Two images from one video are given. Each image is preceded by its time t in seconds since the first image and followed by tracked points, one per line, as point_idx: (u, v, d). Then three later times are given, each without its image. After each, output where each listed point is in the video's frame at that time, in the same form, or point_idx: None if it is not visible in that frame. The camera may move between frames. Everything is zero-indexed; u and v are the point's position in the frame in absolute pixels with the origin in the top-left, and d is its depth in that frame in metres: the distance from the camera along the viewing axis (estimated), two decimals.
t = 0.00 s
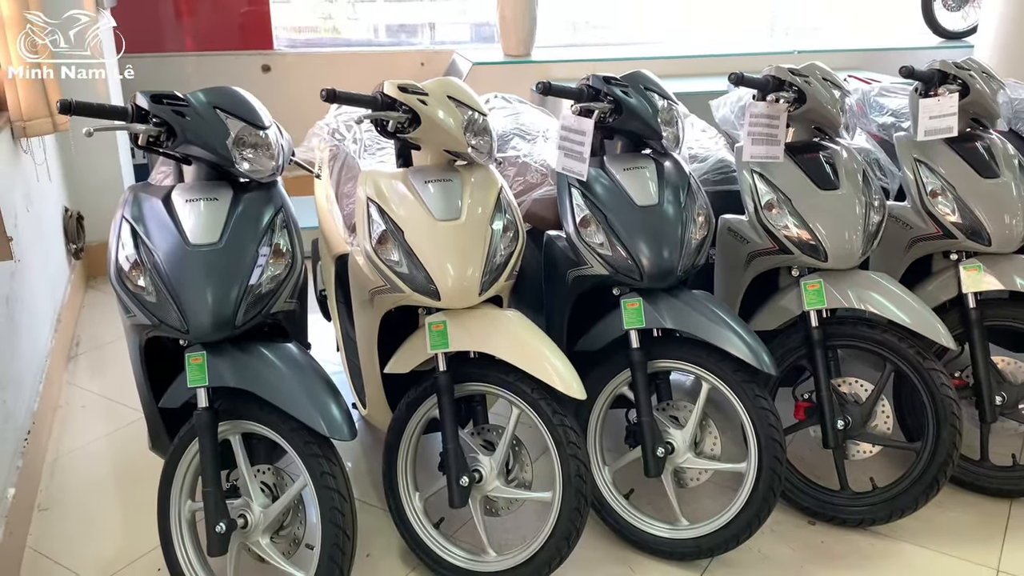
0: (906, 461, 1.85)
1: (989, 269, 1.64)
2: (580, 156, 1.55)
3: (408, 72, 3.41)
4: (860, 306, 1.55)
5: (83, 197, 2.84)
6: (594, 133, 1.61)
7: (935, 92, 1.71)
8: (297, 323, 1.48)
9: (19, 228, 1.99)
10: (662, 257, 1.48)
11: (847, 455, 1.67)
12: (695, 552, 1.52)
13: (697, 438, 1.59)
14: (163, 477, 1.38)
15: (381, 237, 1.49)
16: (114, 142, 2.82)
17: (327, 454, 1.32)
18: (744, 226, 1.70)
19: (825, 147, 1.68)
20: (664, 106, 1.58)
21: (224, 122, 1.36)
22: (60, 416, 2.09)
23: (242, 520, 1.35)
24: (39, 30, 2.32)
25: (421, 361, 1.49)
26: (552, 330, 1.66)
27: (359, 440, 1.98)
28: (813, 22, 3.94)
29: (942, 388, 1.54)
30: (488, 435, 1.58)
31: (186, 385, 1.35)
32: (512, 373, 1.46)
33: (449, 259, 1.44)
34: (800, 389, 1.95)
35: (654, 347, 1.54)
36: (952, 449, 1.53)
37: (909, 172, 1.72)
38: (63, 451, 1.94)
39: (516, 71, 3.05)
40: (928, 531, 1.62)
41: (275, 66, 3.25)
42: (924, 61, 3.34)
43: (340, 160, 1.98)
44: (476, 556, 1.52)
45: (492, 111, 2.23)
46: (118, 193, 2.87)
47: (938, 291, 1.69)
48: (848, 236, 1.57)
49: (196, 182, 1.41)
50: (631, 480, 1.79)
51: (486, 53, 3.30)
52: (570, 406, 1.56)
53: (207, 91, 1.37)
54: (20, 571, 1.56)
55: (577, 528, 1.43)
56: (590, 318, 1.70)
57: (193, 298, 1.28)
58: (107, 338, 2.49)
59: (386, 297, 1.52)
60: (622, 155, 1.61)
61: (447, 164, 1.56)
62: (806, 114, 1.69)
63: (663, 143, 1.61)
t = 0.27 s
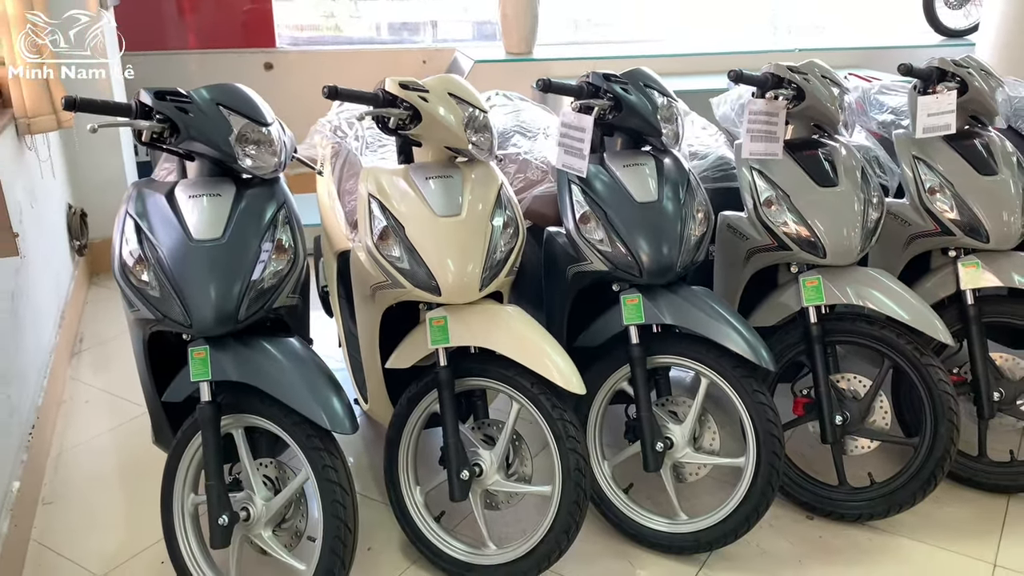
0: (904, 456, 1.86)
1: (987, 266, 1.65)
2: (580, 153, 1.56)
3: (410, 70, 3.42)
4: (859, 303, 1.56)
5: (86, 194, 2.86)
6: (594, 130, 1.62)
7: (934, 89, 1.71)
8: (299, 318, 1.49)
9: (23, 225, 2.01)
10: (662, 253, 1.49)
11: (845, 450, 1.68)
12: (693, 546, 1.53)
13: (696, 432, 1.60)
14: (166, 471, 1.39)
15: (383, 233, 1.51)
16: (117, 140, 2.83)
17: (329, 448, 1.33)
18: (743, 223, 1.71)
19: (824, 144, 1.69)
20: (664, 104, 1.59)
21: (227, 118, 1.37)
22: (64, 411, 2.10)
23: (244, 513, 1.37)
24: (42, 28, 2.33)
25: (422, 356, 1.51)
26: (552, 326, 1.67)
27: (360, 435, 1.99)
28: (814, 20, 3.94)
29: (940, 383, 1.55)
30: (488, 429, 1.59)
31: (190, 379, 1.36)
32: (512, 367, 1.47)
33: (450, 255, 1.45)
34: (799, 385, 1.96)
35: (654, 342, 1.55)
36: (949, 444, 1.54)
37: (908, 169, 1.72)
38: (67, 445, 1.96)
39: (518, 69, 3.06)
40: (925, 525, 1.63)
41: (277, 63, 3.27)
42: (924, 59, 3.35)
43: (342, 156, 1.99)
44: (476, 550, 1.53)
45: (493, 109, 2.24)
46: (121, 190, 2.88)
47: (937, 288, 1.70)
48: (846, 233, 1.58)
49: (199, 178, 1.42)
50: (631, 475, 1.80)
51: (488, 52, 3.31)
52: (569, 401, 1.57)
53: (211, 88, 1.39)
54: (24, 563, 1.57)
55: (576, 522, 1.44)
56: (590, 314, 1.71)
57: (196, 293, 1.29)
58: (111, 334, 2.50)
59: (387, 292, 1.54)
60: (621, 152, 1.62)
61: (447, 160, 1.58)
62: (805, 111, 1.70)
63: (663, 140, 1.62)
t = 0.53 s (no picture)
0: (909, 452, 1.86)
1: (993, 263, 1.65)
2: (586, 150, 1.57)
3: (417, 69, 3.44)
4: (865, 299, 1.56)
5: (97, 192, 2.88)
6: (600, 127, 1.63)
7: (939, 87, 1.71)
8: (308, 313, 1.50)
9: (35, 221, 2.03)
10: (668, 249, 1.50)
11: (851, 446, 1.69)
12: (699, 540, 1.54)
13: (701, 428, 1.60)
14: (176, 463, 1.41)
15: (390, 229, 1.52)
16: (127, 138, 2.85)
17: (337, 441, 1.35)
18: (749, 219, 1.71)
19: (830, 141, 1.69)
20: (669, 101, 1.60)
21: (237, 115, 1.39)
22: (75, 406, 2.12)
23: (253, 505, 1.38)
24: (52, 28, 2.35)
25: (429, 351, 1.52)
26: (558, 321, 1.69)
27: (368, 430, 2.01)
28: (822, 18, 3.94)
29: (945, 379, 1.55)
30: (495, 424, 1.61)
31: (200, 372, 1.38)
32: (518, 362, 1.49)
33: (457, 251, 1.46)
34: (805, 381, 1.96)
35: (659, 338, 1.56)
36: (954, 440, 1.54)
37: (913, 166, 1.73)
38: (78, 440, 1.98)
39: (525, 67, 3.07)
40: (930, 521, 1.64)
41: (285, 62, 3.29)
42: (926, 58, 3.34)
43: (350, 154, 2.00)
44: (482, 543, 1.55)
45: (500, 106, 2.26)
46: (131, 188, 2.91)
47: (943, 285, 1.70)
48: (852, 229, 1.59)
49: (209, 175, 1.44)
50: (637, 470, 1.81)
51: (494, 50, 3.33)
52: (575, 396, 1.58)
53: (221, 86, 1.40)
54: (37, 555, 1.59)
55: (582, 516, 1.45)
56: (596, 310, 1.72)
57: (207, 288, 1.31)
58: (121, 331, 2.53)
59: (395, 288, 1.55)
60: (628, 149, 1.63)
61: (454, 157, 1.59)
62: (811, 108, 1.70)
63: (669, 138, 1.63)
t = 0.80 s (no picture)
0: (914, 452, 1.87)
1: (997, 263, 1.65)
2: (591, 151, 1.58)
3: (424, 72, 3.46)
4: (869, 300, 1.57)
5: (107, 194, 2.91)
6: (605, 128, 1.64)
7: (943, 88, 1.72)
8: (317, 313, 1.52)
9: (47, 222, 2.06)
10: (672, 250, 1.51)
11: (855, 446, 1.69)
12: (704, 539, 1.55)
13: (706, 427, 1.62)
14: (187, 461, 1.43)
15: (398, 230, 1.54)
16: (137, 141, 2.88)
17: (346, 439, 1.36)
18: (754, 220, 1.72)
19: (834, 142, 1.70)
20: (675, 102, 1.61)
21: (247, 118, 1.40)
22: (87, 405, 2.15)
23: (263, 503, 1.40)
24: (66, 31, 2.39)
25: (436, 350, 1.54)
26: (564, 322, 1.70)
27: (376, 430, 2.03)
28: (828, 20, 3.95)
29: (949, 379, 1.56)
30: (502, 423, 1.62)
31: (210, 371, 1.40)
32: (524, 362, 1.50)
33: (464, 252, 1.48)
34: (809, 381, 1.97)
35: (664, 338, 1.57)
36: (958, 439, 1.55)
37: (917, 167, 1.73)
38: (90, 439, 2.01)
39: (531, 70, 3.09)
40: (935, 520, 1.65)
41: (294, 66, 3.32)
42: (929, 59, 3.34)
43: (358, 156, 2.03)
44: (489, 541, 1.56)
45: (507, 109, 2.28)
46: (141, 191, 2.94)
47: (947, 285, 1.71)
48: (856, 230, 1.60)
49: (220, 177, 1.46)
50: (642, 469, 1.83)
51: (501, 53, 3.35)
52: (581, 396, 1.60)
53: (231, 89, 1.42)
54: (49, 552, 1.62)
55: (588, 514, 1.46)
56: (602, 310, 1.73)
57: (217, 288, 1.33)
58: (131, 332, 2.55)
59: (402, 288, 1.57)
60: (633, 151, 1.64)
61: (461, 158, 1.61)
62: (815, 110, 1.71)
63: (674, 139, 1.64)
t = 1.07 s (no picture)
0: (909, 453, 1.88)
1: (990, 265, 1.67)
2: (586, 154, 1.60)
3: (424, 76, 3.48)
4: (862, 301, 1.59)
5: (108, 198, 2.92)
6: (600, 132, 1.66)
7: (935, 91, 1.75)
8: (315, 315, 1.54)
9: (48, 225, 2.07)
10: (667, 252, 1.52)
11: (850, 446, 1.70)
12: (699, 539, 1.56)
13: (701, 428, 1.63)
14: (186, 462, 1.44)
15: (395, 232, 1.55)
16: (138, 145, 2.90)
17: (343, 440, 1.38)
18: (748, 223, 1.74)
19: (828, 145, 1.72)
20: (669, 106, 1.63)
21: (245, 122, 1.42)
22: (87, 407, 2.16)
23: (261, 503, 1.41)
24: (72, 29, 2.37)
25: (433, 351, 1.55)
26: (560, 323, 1.71)
27: (374, 431, 2.04)
28: (826, 25, 3.96)
29: (942, 380, 1.57)
30: (498, 424, 1.63)
31: (209, 372, 1.41)
32: (520, 363, 1.52)
33: (460, 254, 1.50)
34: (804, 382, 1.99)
35: (659, 339, 1.58)
36: (952, 440, 1.56)
37: (911, 170, 1.75)
38: (90, 440, 2.02)
39: (530, 74, 3.11)
40: (929, 519, 1.65)
41: (294, 70, 3.34)
42: (924, 63, 3.35)
43: (356, 160, 2.04)
44: (486, 541, 1.57)
45: (504, 113, 2.29)
46: (142, 194, 2.95)
47: (941, 287, 1.72)
48: (849, 232, 1.61)
49: (218, 180, 1.48)
50: (638, 470, 1.84)
51: (500, 58, 3.37)
52: (577, 397, 1.61)
53: (229, 93, 1.44)
54: (49, 552, 1.63)
55: (583, 514, 1.47)
56: (597, 312, 1.74)
57: (215, 289, 1.34)
58: (132, 335, 2.56)
59: (399, 291, 1.58)
60: (628, 154, 1.66)
61: (458, 161, 1.62)
62: (808, 113, 1.73)
63: (668, 143, 1.65)
